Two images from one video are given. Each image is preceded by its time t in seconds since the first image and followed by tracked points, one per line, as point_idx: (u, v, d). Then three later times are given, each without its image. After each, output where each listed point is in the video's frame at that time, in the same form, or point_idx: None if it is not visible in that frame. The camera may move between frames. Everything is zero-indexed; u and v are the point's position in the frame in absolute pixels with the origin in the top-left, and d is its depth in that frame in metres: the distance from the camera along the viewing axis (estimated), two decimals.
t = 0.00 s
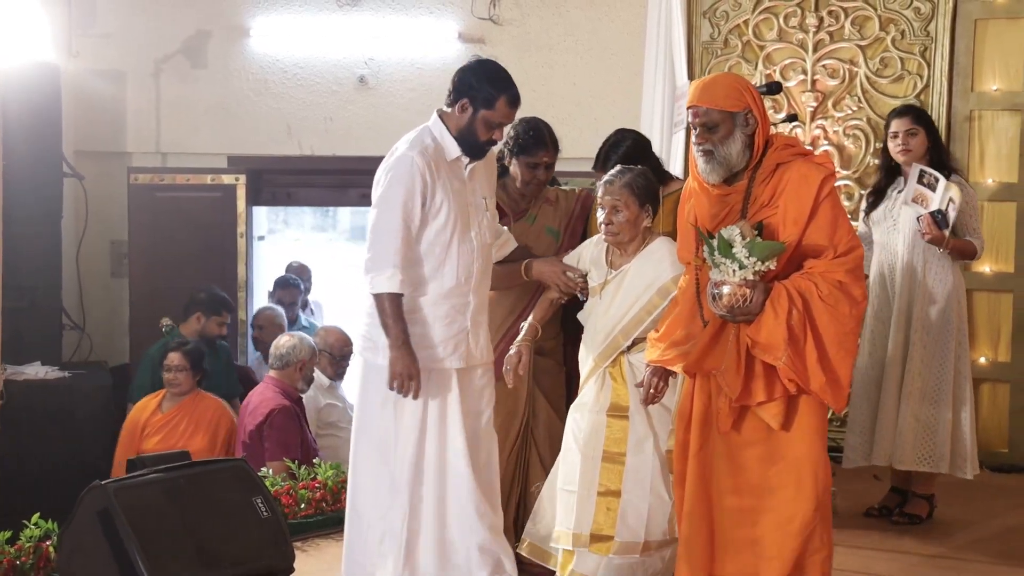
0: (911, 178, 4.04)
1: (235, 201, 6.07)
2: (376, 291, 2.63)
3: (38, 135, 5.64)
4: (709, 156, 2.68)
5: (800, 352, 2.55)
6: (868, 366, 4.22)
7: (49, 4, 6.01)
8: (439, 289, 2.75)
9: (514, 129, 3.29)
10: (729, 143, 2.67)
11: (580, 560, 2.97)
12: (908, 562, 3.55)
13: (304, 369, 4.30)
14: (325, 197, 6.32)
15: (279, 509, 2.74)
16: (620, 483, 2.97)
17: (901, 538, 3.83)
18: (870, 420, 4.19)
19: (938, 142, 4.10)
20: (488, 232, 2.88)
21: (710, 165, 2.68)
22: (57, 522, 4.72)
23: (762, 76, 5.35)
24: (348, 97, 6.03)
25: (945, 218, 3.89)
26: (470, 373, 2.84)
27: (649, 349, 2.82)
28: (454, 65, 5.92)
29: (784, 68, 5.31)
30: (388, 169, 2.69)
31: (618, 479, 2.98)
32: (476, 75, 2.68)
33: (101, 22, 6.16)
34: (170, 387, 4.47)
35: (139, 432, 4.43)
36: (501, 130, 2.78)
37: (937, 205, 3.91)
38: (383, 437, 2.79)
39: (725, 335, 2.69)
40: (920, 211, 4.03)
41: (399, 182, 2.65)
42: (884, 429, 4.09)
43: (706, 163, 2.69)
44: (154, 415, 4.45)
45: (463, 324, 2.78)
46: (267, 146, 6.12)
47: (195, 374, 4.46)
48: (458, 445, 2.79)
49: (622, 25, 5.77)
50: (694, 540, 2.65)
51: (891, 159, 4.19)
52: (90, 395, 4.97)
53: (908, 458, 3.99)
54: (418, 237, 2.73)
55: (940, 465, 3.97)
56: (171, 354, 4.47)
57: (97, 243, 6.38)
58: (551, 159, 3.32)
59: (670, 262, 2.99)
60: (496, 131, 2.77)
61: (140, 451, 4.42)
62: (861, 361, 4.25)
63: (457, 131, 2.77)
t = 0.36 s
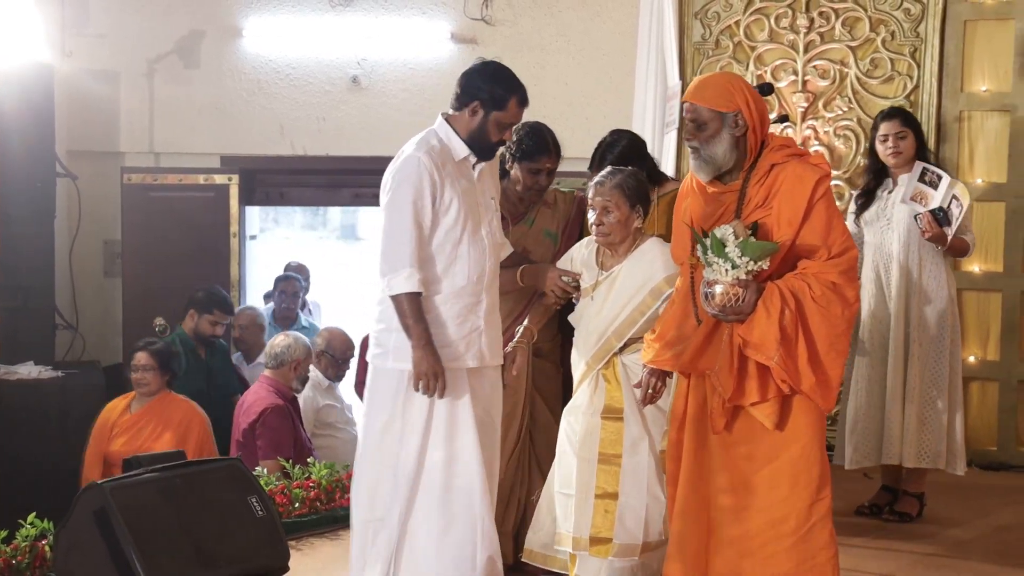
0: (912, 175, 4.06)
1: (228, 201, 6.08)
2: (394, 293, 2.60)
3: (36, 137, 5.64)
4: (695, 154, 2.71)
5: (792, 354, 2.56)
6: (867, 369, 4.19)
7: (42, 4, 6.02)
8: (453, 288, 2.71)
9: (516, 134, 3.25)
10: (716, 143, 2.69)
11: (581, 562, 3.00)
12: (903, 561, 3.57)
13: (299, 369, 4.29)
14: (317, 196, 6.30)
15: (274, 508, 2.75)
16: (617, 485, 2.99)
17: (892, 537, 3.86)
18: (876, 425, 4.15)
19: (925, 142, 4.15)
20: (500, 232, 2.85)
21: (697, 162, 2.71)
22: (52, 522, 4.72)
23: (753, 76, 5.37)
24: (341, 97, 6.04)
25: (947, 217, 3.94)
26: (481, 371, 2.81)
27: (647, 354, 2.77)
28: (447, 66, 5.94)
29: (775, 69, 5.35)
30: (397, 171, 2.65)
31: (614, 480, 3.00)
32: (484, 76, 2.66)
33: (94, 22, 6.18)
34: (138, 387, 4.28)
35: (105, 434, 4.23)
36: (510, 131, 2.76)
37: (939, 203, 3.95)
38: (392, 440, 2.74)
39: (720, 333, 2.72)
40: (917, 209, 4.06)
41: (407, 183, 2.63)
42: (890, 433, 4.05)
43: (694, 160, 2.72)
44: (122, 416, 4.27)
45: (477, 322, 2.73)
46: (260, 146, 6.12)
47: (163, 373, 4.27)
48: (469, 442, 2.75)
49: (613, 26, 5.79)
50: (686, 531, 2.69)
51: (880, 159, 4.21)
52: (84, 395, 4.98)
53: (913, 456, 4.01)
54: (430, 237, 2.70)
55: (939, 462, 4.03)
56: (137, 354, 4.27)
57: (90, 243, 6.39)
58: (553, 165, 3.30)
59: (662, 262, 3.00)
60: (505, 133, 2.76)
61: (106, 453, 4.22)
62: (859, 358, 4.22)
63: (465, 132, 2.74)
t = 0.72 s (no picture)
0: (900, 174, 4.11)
1: (217, 201, 6.10)
2: (409, 288, 2.54)
3: (25, 137, 5.64)
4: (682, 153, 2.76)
5: (779, 356, 2.59)
6: (855, 366, 4.22)
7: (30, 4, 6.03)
8: (465, 285, 2.68)
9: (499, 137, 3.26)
10: (701, 144, 2.73)
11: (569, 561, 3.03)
12: (887, 558, 3.61)
13: (288, 367, 4.29)
14: (306, 196, 6.33)
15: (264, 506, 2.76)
16: (603, 485, 3.01)
17: (876, 533, 3.90)
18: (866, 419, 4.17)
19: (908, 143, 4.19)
20: (502, 235, 2.82)
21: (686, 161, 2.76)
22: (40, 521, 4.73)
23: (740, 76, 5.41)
24: (330, 97, 6.05)
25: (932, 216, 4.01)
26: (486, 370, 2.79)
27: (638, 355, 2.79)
28: (434, 66, 5.96)
29: (761, 69, 5.39)
30: (410, 166, 2.60)
31: (601, 480, 3.02)
32: (501, 75, 2.65)
33: (82, 22, 6.18)
34: (104, 390, 4.28)
35: (71, 435, 4.24)
36: (519, 132, 2.75)
37: (925, 203, 4.01)
38: (403, 436, 2.69)
39: (710, 333, 2.74)
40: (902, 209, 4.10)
41: (419, 178, 2.58)
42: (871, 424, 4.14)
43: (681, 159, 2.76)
44: (88, 418, 4.27)
45: (486, 319, 2.71)
46: (248, 146, 6.13)
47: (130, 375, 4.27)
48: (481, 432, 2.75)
49: (600, 26, 5.82)
50: (676, 530, 2.70)
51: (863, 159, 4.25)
52: (72, 394, 4.99)
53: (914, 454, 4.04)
54: (442, 234, 2.66)
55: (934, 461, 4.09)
56: (102, 356, 4.26)
57: (78, 243, 6.39)
58: (537, 162, 3.32)
59: (649, 261, 3.02)
60: (514, 136, 2.75)
61: (71, 454, 4.23)
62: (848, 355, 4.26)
63: (474, 131, 2.71)
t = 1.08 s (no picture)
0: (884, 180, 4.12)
1: (206, 201, 6.11)
2: (411, 287, 2.49)
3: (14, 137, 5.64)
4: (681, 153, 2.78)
5: (771, 355, 2.59)
6: (845, 366, 4.24)
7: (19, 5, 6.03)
8: (465, 286, 2.64)
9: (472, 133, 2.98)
10: (700, 142, 2.74)
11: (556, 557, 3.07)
12: (872, 553, 3.65)
13: (277, 368, 4.29)
14: (296, 195, 6.34)
15: (255, 505, 2.79)
16: (589, 484, 3.04)
17: (861, 530, 3.94)
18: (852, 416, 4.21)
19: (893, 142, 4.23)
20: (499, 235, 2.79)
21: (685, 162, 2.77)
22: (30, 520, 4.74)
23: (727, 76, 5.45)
24: (319, 97, 6.06)
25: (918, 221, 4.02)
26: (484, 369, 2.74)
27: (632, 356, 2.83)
28: (423, 66, 5.97)
29: (749, 69, 5.42)
30: (413, 165, 2.56)
31: (586, 480, 3.04)
32: (505, 75, 2.62)
33: (70, 22, 6.19)
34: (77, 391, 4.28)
35: (43, 436, 4.26)
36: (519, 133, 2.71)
37: (909, 208, 4.01)
38: (405, 433, 2.62)
39: (703, 332, 2.75)
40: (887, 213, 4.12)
41: (424, 176, 2.53)
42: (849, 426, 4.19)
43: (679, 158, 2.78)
44: (59, 418, 4.28)
45: (485, 319, 2.68)
46: (237, 145, 6.14)
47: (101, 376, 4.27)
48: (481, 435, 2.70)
49: (588, 26, 5.85)
50: (670, 529, 2.71)
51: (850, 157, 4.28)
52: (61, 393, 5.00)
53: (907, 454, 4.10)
54: (443, 235, 2.61)
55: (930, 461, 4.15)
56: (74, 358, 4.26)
57: (68, 242, 6.39)
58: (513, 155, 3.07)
59: (638, 262, 3.04)
60: (514, 137, 2.72)
61: (43, 455, 4.25)
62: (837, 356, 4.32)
63: (475, 130, 2.67)
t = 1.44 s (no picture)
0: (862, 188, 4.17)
1: (196, 200, 6.12)
2: (403, 290, 2.50)
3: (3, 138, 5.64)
4: (692, 156, 2.80)
5: (767, 355, 2.62)
6: (836, 365, 4.28)
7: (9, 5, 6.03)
8: (456, 288, 2.65)
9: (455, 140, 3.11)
10: (712, 143, 2.78)
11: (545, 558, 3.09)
12: (859, 551, 3.69)
13: (266, 369, 4.31)
14: (286, 194, 6.35)
15: (247, 505, 2.80)
16: (578, 484, 3.06)
17: (849, 527, 3.99)
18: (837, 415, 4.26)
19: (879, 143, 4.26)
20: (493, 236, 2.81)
21: (696, 164, 2.80)
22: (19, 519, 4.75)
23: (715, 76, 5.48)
24: (309, 97, 6.07)
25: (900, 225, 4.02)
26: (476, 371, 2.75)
27: (631, 358, 2.83)
28: (413, 66, 5.99)
29: (737, 70, 5.46)
30: (406, 168, 2.56)
31: (575, 480, 3.07)
32: (494, 75, 2.64)
33: (60, 22, 6.19)
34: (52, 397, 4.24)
35: (16, 441, 4.19)
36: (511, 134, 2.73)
37: (891, 212, 4.03)
38: (405, 436, 2.62)
39: (699, 332, 2.77)
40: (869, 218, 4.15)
41: (417, 178, 2.54)
42: (825, 426, 4.26)
43: (690, 163, 2.81)
44: (34, 422, 4.23)
45: (478, 321, 2.70)
46: (227, 146, 6.14)
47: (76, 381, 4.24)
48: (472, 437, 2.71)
49: (576, 26, 5.87)
50: (665, 530, 2.72)
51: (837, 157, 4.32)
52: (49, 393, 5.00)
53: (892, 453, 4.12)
54: (436, 236, 2.62)
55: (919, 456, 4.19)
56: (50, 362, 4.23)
57: (58, 242, 6.40)
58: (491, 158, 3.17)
59: (634, 263, 3.06)
60: (506, 136, 2.73)
61: (15, 460, 4.17)
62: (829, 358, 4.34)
63: (468, 130, 2.68)
